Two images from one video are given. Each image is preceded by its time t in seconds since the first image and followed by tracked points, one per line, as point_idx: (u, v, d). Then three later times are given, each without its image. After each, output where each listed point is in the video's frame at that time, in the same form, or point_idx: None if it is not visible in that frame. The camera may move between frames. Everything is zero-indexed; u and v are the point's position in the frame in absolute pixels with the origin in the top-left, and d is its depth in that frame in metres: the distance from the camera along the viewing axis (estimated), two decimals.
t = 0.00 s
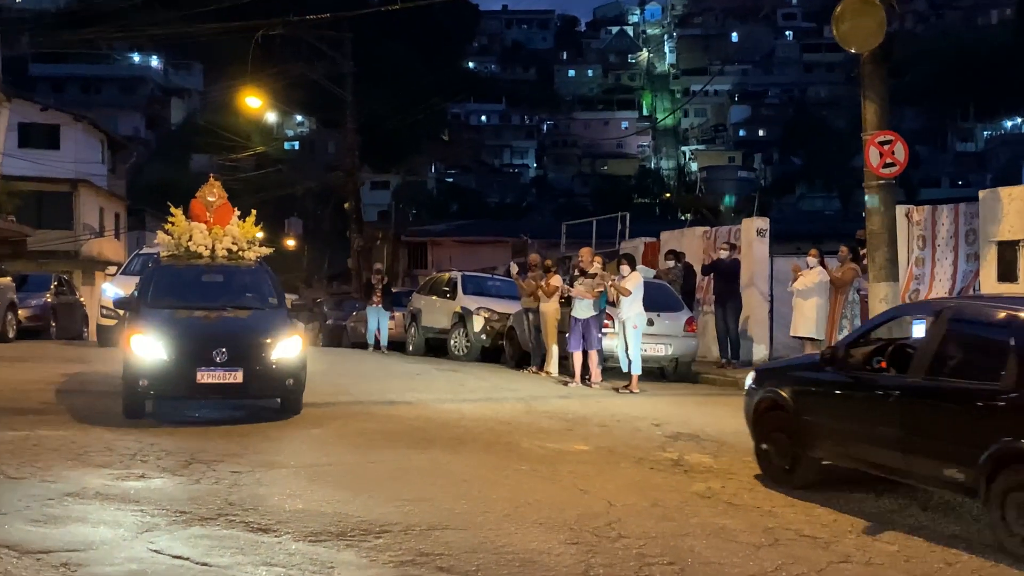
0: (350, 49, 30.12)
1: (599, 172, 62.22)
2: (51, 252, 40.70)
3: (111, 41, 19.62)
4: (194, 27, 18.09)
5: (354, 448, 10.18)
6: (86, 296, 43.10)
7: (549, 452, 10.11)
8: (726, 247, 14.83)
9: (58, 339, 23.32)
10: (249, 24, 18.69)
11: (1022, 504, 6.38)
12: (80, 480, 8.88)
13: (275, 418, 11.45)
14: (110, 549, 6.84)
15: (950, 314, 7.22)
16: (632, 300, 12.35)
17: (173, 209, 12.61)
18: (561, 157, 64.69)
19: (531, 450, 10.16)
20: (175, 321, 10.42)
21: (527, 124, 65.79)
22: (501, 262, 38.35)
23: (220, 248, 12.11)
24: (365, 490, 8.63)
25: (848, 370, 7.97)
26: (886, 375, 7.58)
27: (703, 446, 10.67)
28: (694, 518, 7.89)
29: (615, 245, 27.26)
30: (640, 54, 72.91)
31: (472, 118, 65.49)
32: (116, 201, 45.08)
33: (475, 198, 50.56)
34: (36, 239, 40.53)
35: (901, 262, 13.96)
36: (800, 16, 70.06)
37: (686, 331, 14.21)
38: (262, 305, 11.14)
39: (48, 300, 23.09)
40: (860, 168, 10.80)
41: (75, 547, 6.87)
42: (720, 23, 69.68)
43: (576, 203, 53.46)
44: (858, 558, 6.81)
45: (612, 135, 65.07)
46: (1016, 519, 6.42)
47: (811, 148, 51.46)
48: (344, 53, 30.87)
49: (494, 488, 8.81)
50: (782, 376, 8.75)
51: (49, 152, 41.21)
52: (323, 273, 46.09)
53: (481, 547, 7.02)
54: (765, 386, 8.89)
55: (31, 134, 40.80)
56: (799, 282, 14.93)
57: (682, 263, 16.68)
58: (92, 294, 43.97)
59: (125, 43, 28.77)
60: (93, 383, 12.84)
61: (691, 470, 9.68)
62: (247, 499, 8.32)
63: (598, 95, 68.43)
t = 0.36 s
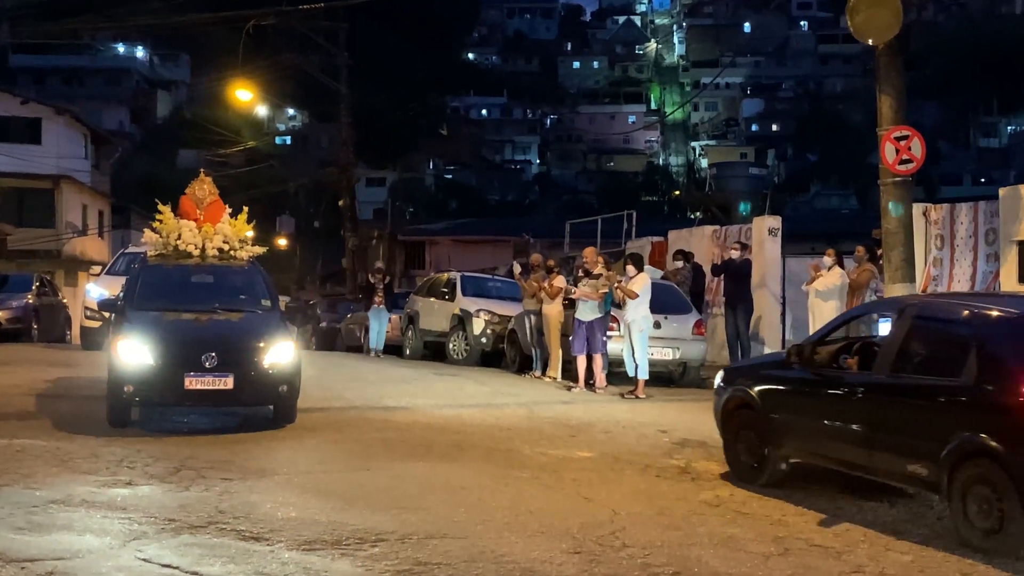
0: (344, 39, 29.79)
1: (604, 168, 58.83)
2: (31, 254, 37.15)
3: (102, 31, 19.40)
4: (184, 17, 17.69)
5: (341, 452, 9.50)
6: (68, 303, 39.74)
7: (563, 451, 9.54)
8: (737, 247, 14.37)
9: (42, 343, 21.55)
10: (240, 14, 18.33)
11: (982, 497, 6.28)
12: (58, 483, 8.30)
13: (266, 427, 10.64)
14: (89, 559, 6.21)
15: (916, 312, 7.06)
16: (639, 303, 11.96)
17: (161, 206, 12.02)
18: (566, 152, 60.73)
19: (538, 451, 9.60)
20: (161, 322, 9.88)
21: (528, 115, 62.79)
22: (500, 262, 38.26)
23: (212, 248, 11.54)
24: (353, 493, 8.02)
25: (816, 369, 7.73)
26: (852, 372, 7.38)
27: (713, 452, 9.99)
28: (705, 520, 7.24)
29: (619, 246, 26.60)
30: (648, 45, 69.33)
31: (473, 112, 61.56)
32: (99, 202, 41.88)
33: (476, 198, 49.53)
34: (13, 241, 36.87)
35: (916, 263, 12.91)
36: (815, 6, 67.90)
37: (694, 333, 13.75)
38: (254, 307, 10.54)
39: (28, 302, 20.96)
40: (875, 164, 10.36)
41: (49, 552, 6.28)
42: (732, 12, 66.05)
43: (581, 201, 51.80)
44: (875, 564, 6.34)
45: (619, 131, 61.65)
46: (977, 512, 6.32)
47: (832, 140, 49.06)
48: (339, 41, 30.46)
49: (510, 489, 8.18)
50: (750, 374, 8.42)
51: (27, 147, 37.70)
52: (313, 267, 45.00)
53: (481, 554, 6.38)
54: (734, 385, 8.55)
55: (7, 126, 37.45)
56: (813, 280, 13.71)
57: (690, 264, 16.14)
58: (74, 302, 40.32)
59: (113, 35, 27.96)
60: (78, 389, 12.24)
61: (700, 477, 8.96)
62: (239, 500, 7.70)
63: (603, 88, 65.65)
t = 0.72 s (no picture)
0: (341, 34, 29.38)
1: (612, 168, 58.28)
2: (20, 253, 36.46)
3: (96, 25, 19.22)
4: (178, 12, 17.37)
5: (332, 456, 8.97)
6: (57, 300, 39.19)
7: (566, 449, 9.15)
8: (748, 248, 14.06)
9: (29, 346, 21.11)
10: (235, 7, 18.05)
11: (957, 496, 5.98)
12: (29, 473, 7.91)
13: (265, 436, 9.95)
14: (50, 539, 5.81)
15: (891, 311, 6.69)
16: (645, 307, 11.69)
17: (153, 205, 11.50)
18: (571, 150, 61.26)
19: (540, 449, 9.20)
20: (151, 326, 9.37)
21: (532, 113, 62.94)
22: (502, 263, 37.64)
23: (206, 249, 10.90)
24: (338, 484, 7.58)
25: (794, 369, 7.29)
26: (829, 371, 6.98)
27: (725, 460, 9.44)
28: (708, 511, 6.75)
29: (626, 248, 26.19)
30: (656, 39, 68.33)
31: (475, 108, 61.26)
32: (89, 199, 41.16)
33: (477, 196, 49.21)
34: None
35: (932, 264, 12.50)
36: None
37: (703, 339, 13.36)
38: (250, 311, 10.05)
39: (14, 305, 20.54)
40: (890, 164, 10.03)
41: (11, 535, 5.90)
42: (744, 5, 64.45)
43: (585, 202, 51.44)
44: (885, 552, 5.85)
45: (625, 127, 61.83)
46: (951, 512, 6.01)
47: (845, 138, 48.28)
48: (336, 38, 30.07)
49: (512, 478, 7.79)
50: (726, 374, 7.92)
51: (14, 144, 36.87)
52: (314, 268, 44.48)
53: (466, 539, 5.96)
54: (710, 387, 8.04)
55: None
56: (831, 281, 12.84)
57: (699, 266, 15.76)
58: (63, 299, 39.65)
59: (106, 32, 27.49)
60: (66, 393, 11.80)
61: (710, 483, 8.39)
62: (221, 492, 7.28)
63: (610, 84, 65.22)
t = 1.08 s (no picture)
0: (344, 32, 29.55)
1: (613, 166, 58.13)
2: (21, 250, 36.49)
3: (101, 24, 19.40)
4: (181, 9, 17.44)
5: (335, 451, 9.03)
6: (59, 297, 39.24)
7: (567, 446, 9.18)
8: (749, 246, 14.10)
9: (33, 342, 21.14)
10: (239, 5, 18.19)
11: (927, 487, 6.14)
12: (33, 468, 7.96)
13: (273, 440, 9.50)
14: (57, 535, 5.84)
15: (863, 307, 6.84)
16: (647, 305, 11.72)
17: (157, 202, 11.29)
18: (573, 149, 60.82)
19: (541, 445, 9.24)
20: (155, 325, 9.06)
21: (534, 110, 62.88)
22: (505, 261, 37.69)
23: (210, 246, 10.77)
24: (339, 480, 7.61)
25: (770, 363, 7.44)
26: (806, 366, 7.12)
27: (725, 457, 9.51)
28: (707, 506, 6.80)
29: (626, 246, 26.19)
30: (658, 37, 68.34)
31: (477, 107, 61.41)
32: (92, 195, 41.23)
33: (479, 194, 49.34)
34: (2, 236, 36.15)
35: (932, 263, 12.50)
36: None
37: (704, 336, 13.35)
38: (256, 311, 9.79)
39: (16, 302, 20.54)
40: (891, 162, 10.08)
41: (17, 530, 5.94)
42: (745, 3, 64.63)
43: (587, 200, 51.49)
44: (884, 547, 5.88)
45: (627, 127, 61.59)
46: (922, 502, 6.19)
47: (848, 138, 48.30)
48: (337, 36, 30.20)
49: (513, 474, 7.84)
50: (706, 368, 8.04)
51: (15, 141, 36.89)
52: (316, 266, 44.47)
53: (465, 535, 5.99)
54: (690, 380, 8.17)
55: None
56: (830, 280, 12.78)
57: (700, 264, 15.72)
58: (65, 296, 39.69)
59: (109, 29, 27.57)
60: (69, 392, 11.86)
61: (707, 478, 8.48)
62: (224, 488, 7.34)
63: (612, 81, 65.15)
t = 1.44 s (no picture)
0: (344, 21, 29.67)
1: (613, 155, 58.01)
2: (22, 238, 36.50)
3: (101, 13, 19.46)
4: None
5: (335, 437, 9.11)
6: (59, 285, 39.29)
7: (566, 433, 9.25)
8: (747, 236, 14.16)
9: (34, 330, 21.21)
10: None
11: (904, 467, 6.33)
12: (37, 454, 8.03)
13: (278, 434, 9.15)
14: (62, 519, 5.92)
15: (843, 294, 7.01)
16: (646, 294, 11.79)
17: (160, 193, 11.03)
18: (573, 138, 60.66)
19: (540, 431, 9.31)
20: (159, 316, 8.79)
21: (534, 100, 62.75)
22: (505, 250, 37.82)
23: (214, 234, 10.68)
24: (339, 466, 7.68)
25: (752, 349, 7.60)
26: (787, 352, 7.28)
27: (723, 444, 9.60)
28: (705, 492, 6.87)
29: (625, 235, 26.20)
30: (659, 26, 68.17)
31: (477, 95, 61.30)
32: (92, 183, 41.23)
33: (479, 183, 49.54)
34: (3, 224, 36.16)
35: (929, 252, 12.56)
36: None
37: (703, 325, 13.40)
38: (262, 301, 9.51)
39: (18, 290, 20.60)
40: (889, 152, 10.13)
41: (24, 514, 6.02)
42: None
43: (587, 189, 51.63)
44: (879, 531, 5.96)
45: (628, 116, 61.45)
46: (897, 482, 6.36)
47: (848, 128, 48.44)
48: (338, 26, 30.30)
49: (512, 460, 7.91)
50: (689, 354, 8.19)
51: (15, 129, 36.86)
52: (317, 256, 44.54)
53: (466, 519, 6.07)
54: (673, 365, 8.31)
55: None
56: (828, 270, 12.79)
57: (700, 253, 15.71)
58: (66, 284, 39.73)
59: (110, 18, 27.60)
60: (71, 379, 11.94)
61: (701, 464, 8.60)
62: (227, 473, 7.42)
63: (612, 70, 65.00)
